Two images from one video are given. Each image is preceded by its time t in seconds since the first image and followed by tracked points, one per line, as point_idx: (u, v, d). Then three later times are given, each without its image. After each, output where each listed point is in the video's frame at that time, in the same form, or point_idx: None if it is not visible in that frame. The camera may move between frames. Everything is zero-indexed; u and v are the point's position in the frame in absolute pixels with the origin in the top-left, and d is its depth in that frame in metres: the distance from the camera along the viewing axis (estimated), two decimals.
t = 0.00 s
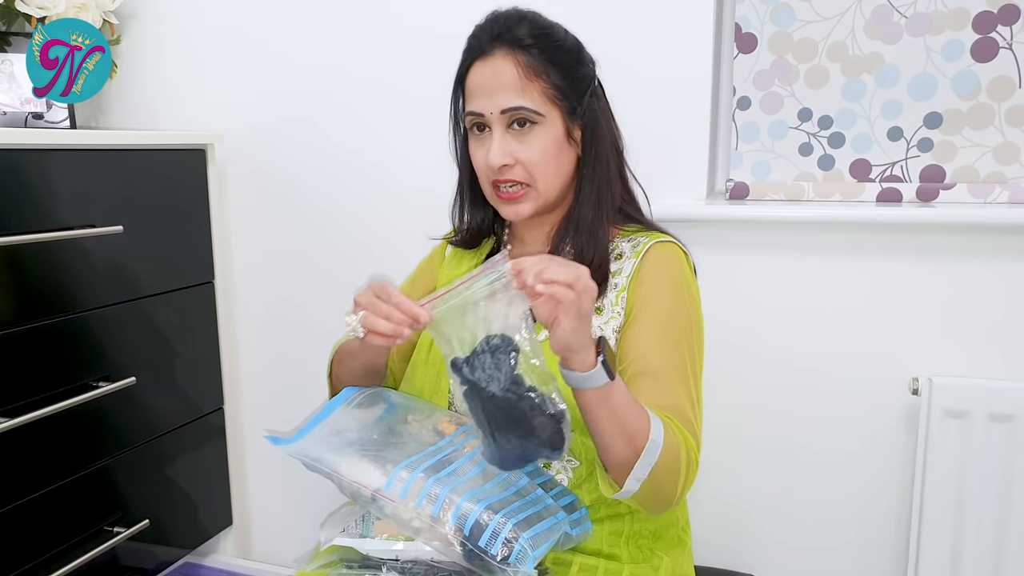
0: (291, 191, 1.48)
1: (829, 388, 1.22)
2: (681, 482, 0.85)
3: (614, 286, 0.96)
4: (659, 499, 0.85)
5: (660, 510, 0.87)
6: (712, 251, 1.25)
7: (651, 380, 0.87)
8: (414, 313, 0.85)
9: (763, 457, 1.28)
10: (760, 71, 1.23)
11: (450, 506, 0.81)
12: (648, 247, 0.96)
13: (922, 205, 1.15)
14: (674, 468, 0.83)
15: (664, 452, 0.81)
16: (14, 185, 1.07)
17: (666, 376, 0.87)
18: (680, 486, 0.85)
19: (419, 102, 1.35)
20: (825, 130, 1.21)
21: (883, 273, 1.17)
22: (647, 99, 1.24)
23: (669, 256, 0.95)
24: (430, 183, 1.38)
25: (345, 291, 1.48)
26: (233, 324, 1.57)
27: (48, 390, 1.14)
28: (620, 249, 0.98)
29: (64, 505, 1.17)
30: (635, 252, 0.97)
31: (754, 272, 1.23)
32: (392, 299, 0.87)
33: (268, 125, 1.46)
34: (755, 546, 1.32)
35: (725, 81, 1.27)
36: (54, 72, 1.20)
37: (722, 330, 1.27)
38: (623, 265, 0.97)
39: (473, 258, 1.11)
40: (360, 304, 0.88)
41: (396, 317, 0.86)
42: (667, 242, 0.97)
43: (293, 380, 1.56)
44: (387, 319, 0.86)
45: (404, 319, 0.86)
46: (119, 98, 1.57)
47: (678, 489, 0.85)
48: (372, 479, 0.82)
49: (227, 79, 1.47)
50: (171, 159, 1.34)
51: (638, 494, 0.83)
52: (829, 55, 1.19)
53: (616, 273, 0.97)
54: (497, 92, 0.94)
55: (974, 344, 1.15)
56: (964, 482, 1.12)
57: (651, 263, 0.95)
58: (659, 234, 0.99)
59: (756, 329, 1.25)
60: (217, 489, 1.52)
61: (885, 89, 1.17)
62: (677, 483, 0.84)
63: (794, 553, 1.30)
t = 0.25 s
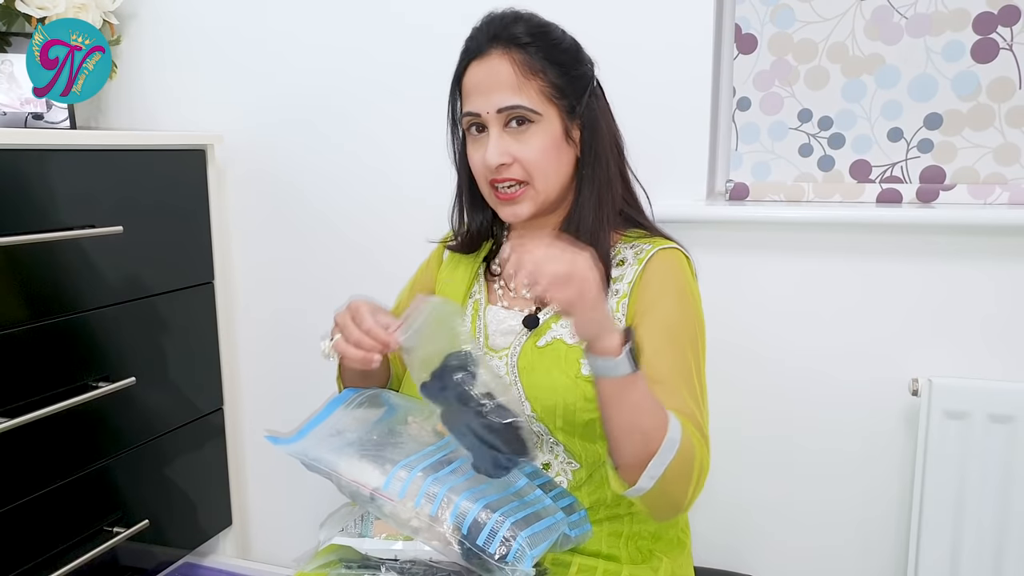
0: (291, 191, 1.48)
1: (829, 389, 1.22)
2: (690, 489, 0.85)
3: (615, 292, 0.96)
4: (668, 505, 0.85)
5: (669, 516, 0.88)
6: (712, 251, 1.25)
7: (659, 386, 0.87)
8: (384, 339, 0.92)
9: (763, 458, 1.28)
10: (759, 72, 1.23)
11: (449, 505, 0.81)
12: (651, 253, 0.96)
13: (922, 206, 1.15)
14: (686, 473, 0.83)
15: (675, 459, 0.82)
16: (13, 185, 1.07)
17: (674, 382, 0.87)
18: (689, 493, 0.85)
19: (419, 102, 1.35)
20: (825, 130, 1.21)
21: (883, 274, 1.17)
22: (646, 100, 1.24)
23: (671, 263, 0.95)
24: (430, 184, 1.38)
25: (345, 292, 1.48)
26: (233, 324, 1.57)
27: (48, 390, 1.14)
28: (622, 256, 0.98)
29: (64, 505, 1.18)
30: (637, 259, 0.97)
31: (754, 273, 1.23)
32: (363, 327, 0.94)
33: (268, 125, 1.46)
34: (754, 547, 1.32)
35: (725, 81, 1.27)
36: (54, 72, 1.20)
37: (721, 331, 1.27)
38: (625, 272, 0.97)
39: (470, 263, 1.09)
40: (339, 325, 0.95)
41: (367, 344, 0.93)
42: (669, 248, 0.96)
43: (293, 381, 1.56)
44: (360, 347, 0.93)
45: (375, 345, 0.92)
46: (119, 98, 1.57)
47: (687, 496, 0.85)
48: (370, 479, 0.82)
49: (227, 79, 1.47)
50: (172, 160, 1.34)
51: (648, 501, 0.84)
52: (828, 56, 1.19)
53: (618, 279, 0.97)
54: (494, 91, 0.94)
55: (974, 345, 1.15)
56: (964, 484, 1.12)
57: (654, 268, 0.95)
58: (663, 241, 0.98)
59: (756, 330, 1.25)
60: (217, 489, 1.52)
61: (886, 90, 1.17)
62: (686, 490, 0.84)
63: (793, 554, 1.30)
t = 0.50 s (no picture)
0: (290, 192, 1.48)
1: (828, 389, 1.23)
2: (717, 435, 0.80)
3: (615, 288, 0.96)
4: (695, 450, 0.79)
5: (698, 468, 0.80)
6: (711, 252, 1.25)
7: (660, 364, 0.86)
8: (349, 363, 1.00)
9: (762, 458, 1.28)
10: (759, 72, 1.23)
11: (448, 508, 0.82)
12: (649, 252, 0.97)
13: (922, 207, 1.15)
14: (708, 418, 0.78)
15: (690, 407, 0.78)
16: (13, 184, 1.07)
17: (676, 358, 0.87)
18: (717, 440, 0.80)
19: (419, 103, 1.35)
20: (824, 131, 1.21)
21: (883, 275, 1.17)
22: (646, 101, 1.24)
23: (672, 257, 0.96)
24: (429, 185, 1.38)
25: (345, 292, 1.48)
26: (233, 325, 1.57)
27: (48, 390, 1.14)
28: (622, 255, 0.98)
29: (64, 506, 1.18)
30: (637, 257, 0.97)
31: (754, 273, 1.23)
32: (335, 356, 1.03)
33: (268, 126, 1.46)
34: (754, 548, 1.32)
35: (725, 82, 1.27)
36: (54, 72, 1.20)
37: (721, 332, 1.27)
38: (624, 268, 0.97)
39: (468, 269, 1.09)
40: (317, 353, 1.06)
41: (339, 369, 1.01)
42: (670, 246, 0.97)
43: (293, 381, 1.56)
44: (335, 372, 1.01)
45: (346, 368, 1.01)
46: (119, 99, 1.57)
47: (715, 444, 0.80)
48: (370, 482, 0.84)
49: (227, 80, 1.47)
50: (171, 160, 1.34)
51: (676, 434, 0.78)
52: (828, 56, 1.19)
53: (617, 277, 0.97)
54: (481, 103, 0.93)
55: (974, 346, 1.15)
56: (964, 484, 1.12)
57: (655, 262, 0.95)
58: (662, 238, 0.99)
59: (756, 331, 1.25)
60: (216, 490, 1.52)
61: (885, 91, 1.17)
62: (714, 433, 0.79)
63: (793, 554, 1.30)
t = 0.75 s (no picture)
0: (290, 192, 1.48)
1: (828, 390, 1.22)
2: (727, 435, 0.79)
3: (613, 289, 0.95)
4: (707, 452, 0.78)
5: (710, 470, 0.80)
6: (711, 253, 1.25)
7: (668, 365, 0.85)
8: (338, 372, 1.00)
9: (762, 458, 1.28)
10: (759, 72, 1.22)
11: (447, 507, 0.82)
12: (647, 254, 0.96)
13: (922, 207, 1.15)
14: (718, 421, 0.77)
15: (702, 408, 0.76)
16: (13, 185, 1.07)
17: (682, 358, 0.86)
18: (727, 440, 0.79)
19: (419, 103, 1.35)
20: (824, 131, 1.21)
21: (883, 276, 1.17)
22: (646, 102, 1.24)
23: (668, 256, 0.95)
24: (429, 185, 1.38)
25: (344, 292, 1.48)
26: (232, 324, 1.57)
27: (47, 390, 1.14)
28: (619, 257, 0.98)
29: (63, 505, 1.18)
30: (636, 258, 0.96)
31: (754, 274, 1.23)
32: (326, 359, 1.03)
33: (268, 126, 1.46)
34: (754, 549, 1.32)
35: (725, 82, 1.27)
36: (54, 72, 1.20)
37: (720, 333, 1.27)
38: (622, 270, 0.96)
39: (466, 270, 1.09)
40: (311, 353, 1.07)
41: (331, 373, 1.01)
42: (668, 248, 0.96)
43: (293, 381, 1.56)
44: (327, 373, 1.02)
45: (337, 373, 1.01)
46: (119, 99, 1.57)
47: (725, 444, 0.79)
48: (369, 481, 0.84)
49: (227, 80, 1.47)
50: (171, 160, 1.34)
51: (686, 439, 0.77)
52: (828, 57, 1.19)
53: (616, 278, 0.96)
54: (477, 104, 0.93)
55: (974, 347, 1.15)
56: (964, 485, 1.12)
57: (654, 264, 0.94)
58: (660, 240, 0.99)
59: (756, 331, 1.25)
60: (216, 489, 1.52)
61: (885, 91, 1.17)
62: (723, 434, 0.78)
63: (793, 555, 1.30)
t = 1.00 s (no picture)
0: (290, 193, 1.48)
1: (828, 391, 1.22)
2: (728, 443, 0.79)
3: (613, 292, 0.95)
4: (709, 464, 0.79)
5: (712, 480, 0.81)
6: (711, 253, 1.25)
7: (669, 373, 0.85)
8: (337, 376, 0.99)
9: (762, 459, 1.28)
10: (760, 73, 1.22)
11: (446, 507, 0.82)
12: (646, 256, 0.96)
13: (922, 208, 1.15)
14: (720, 433, 0.78)
15: (702, 425, 0.77)
16: (14, 186, 1.07)
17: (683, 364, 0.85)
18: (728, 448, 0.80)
19: (419, 103, 1.35)
20: (824, 132, 1.21)
21: (883, 276, 1.17)
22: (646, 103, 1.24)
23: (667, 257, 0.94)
24: (429, 185, 1.38)
25: (345, 293, 1.48)
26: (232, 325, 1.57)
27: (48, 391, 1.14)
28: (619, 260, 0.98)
29: (64, 505, 1.18)
30: (635, 261, 0.96)
31: (754, 275, 1.23)
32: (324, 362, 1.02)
33: (269, 127, 1.46)
34: (753, 550, 1.32)
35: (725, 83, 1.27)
36: (54, 72, 1.20)
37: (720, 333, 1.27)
38: (621, 273, 0.96)
39: (465, 271, 1.09)
40: (310, 355, 1.07)
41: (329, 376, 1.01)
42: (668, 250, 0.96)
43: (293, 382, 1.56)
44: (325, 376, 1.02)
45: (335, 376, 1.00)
46: (120, 99, 1.57)
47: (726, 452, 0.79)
48: (369, 481, 0.84)
49: (228, 81, 1.47)
50: (172, 160, 1.34)
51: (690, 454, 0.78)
52: (828, 58, 1.19)
53: (615, 281, 0.96)
54: (475, 105, 0.94)
55: (974, 348, 1.15)
56: (964, 486, 1.12)
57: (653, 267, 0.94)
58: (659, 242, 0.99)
59: (755, 332, 1.25)
60: (216, 490, 1.52)
61: (886, 92, 1.17)
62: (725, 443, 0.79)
63: (793, 556, 1.30)
